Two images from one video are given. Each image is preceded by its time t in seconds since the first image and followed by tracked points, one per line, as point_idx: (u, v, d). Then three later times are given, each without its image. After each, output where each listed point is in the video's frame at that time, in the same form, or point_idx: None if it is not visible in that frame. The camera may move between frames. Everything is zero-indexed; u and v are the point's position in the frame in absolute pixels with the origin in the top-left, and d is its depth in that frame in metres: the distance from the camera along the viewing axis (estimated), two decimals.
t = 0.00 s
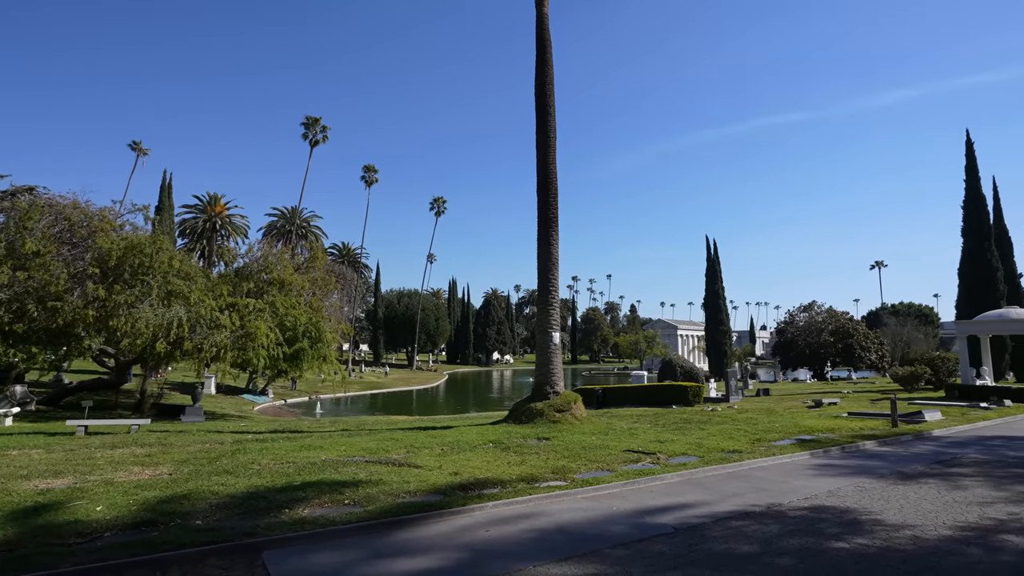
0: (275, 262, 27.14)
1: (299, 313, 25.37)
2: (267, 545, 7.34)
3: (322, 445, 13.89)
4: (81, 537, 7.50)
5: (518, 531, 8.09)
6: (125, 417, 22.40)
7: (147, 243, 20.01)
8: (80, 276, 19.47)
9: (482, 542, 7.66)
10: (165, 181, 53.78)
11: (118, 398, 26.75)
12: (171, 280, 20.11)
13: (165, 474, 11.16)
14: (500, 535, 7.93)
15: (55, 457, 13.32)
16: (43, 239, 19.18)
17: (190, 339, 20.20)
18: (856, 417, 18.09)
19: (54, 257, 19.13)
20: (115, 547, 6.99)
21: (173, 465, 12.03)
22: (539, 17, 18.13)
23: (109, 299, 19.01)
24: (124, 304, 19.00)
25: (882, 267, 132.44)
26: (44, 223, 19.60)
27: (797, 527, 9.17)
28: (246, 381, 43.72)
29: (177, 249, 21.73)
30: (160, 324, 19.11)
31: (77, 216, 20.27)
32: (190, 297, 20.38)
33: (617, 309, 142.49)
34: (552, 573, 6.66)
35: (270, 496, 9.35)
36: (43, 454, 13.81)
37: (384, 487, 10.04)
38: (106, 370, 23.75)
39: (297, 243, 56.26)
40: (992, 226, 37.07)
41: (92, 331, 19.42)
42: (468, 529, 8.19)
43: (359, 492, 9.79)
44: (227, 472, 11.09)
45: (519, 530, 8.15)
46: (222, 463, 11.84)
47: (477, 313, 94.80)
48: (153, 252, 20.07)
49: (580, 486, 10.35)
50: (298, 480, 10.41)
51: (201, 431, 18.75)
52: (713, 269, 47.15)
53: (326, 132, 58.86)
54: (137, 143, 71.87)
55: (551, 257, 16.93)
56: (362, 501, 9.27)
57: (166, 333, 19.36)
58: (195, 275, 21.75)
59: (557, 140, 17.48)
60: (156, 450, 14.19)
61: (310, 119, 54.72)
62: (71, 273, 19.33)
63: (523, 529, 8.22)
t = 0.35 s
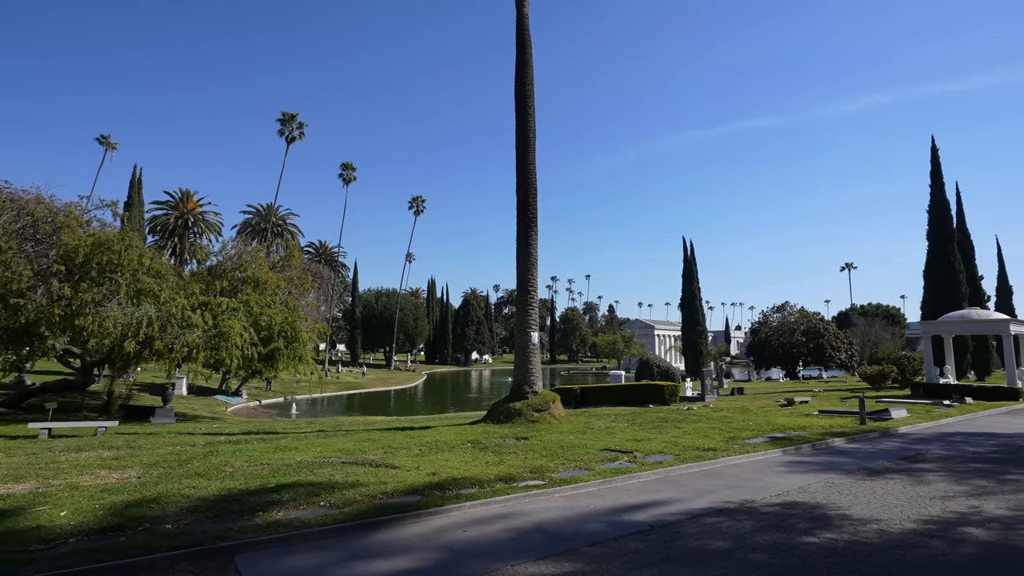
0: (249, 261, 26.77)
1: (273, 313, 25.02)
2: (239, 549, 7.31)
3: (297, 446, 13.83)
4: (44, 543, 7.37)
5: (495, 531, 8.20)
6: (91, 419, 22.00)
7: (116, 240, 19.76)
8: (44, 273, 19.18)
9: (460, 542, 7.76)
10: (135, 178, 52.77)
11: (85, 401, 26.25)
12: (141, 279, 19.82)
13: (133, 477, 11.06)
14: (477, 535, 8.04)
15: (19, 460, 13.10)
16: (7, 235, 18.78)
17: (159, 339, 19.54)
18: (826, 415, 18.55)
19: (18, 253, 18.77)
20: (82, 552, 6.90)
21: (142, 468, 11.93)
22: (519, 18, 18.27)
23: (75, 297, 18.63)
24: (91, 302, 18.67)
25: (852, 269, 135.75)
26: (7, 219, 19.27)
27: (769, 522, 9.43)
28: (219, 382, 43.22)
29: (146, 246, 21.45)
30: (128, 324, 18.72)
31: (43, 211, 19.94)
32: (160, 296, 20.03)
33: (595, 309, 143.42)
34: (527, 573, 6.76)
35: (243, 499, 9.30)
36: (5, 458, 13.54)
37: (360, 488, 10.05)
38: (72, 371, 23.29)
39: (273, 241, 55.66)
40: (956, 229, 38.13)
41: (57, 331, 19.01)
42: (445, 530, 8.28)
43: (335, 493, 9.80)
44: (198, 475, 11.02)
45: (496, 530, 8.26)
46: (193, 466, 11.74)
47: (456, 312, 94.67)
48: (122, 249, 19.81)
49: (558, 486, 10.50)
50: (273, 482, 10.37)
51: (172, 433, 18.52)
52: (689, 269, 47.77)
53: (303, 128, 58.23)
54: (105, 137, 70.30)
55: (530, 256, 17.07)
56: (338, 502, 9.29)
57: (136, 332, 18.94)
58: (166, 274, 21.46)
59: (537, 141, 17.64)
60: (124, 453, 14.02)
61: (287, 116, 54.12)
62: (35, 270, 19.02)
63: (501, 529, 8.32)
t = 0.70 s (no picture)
0: (220, 259, 26.34)
1: (245, 312, 24.45)
2: (208, 554, 7.10)
3: (270, 448, 13.69)
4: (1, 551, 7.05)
5: (471, 532, 8.16)
6: (52, 422, 21.61)
7: (80, 237, 19.43)
8: (4, 270, 18.85)
9: (435, 543, 7.69)
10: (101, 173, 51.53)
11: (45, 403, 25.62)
12: (107, 277, 19.41)
13: (97, 481, 10.90)
14: (452, 536, 7.98)
15: None
16: None
17: (126, 339, 19.16)
18: (796, 413, 19.01)
19: None
20: (41, 559, 6.63)
21: (106, 472, 11.77)
22: (498, 17, 18.39)
23: (36, 295, 18.25)
24: (54, 300, 18.32)
25: (822, 270, 138.55)
26: None
27: (740, 518, 9.68)
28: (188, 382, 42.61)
29: (112, 244, 21.12)
30: (93, 322, 18.29)
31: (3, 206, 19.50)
32: (127, 295, 19.64)
33: (573, 309, 144.21)
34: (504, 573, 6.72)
35: (212, 502, 9.04)
36: None
37: (334, 490, 9.88)
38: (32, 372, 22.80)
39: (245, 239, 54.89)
40: (919, 233, 39.15)
41: (17, 331, 18.56)
42: (420, 531, 8.21)
43: (309, 496, 9.60)
44: (166, 478, 10.80)
45: (472, 530, 8.24)
46: (160, 469, 11.53)
47: (434, 312, 94.41)
48: (86, 245, 19.47)
49: (534, 485, 10.62)
50: (243, 485, 10.13)
51: (139, 436, 18.24)
52: (665, 269, 48.38)
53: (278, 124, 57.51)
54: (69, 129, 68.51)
55: (507, 256, 17.21)
56: (311, 504, 9.10)
57: (101, 331, 18.53)
58: (133, 271, 21.08)
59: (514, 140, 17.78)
60: (88, 457, 13.79)
61: (261, 111, 53.39)
62: None
63: (478, 530, 8.26)
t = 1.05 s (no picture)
0: (191, 256, 25.84)
1: (217, 311, 23.76)
2: (177, 558, 6.64)
3: (242, 449, 13.42)
4: None
5: (448, 532, 7.82)
6: (13, 424, 21.08)
7: (42, 232, 19.09)
8: None
9: (411, 544, 7.33)
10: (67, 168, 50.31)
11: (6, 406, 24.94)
12: (72, 274, 19.01)
13: (61, 485, 10.66)
14: (429, 537, 7.59)
15: None
16: None
17: (90, 338, 18.76)
18: (768, 412, 19.40)
19: None
20: None
21: (71, 476, 11.55)
22: (477, 16, 18.46)
23: None
24: (15, 298, 17.94)
25: (794, 271, 141.28)
26: None
27: (713, 515, 9.90)
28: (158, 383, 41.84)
29: (77, 239, 20.81)
30: (56, 321, 17.85)
31: None
32: (93, 293, 19.19)
33: (551, 309, 144.89)
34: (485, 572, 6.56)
35: (181, 505, 8.40)
36: None
37: (307, 492, 9.20)
38: None
39: (219, 236, 54.10)
40: (886, 236, 40.13)
41: None
42: (396, 532, 7.71)
43: (281, 498, 8.94)
44: (132, 481, 10.20)
45: (448, 530, 7.93)
46: (127, 473, 10.96)
47: (411, 311, 94.09)
48: (49, 241, 19.10)
49: (512, 484, 10.68)
50: (215, 487, 9.43)
51: (104, 438, 17.90)
52: (642, 270, 48.90)
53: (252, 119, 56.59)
54: (31, 123, 66.67)
55: (486, 256, 17.32)
56: (285, 506, 8.45)
57: (65, 330, 18.09)
58: (98, 268, 20.63)
59: (493, 140, 17.87)
60: (52, 460, 13.53)
61: (235, 106, 52.56)
62: None
63: (455, 532, 7.87)
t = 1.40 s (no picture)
0: (159, 253, 25.19)
1: (187, 309, 22.31)
2: (141, 564, 6.06)
3: (211, 452, 13.15)
4: None
5: (424, 534, 7.39)
6: None
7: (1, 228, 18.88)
8: None
9: (389, 546, 6.85)
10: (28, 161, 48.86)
11: None
12: (31, 272, 18.72)
13: (18, 490, 10.33)
14: (406, 539, 7.11)
15: None
16: None
17: (51, 338, 18.13)
18: (739, 410, 19.79)
19: None
20: None
21: (30, 481, 11.26)
22: (455, 14, 18.50)
23: None
24: None
25: (765, 273, 143.92)
26: None
27: (685, 512, 10.06)
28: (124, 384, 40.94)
29: (37, 235, 20.57)
30: (14, 319, 17.22)
31: None
32: (54, 291, 18.62)
33: (527, 309, 145.46)
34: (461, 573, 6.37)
35: (145, 510, 7.76)
36: None
37: (277, 494, 8.45)
38: None
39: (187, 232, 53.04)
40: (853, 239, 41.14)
41: None
42: (369, 534, 7.12)
43: (252, 500, 8.24)
44: (93, 486, 9.67)
45: (422, 529, 7.62)
46: (87, 478, 10.53)
47: (387, 311, 93.62)
48: (9, 237, 19.04)
49: (487, 484, 10.67)
50: (180, 491, 8.72)
51: (65, 442, 17.44)
52: (617, 271, 49.30)
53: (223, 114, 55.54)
54: None
55: (462, 254, 17.37)
56: (255, 509, 7.78)
57: (24, 329, 17.45)
58: (60, 265, 20.29)
59: (470, 139, 17.92)
60: (9, 465, 13.20)
61: (206, 100, 51.54)
62: None
63: (430, 535, 7.41)
